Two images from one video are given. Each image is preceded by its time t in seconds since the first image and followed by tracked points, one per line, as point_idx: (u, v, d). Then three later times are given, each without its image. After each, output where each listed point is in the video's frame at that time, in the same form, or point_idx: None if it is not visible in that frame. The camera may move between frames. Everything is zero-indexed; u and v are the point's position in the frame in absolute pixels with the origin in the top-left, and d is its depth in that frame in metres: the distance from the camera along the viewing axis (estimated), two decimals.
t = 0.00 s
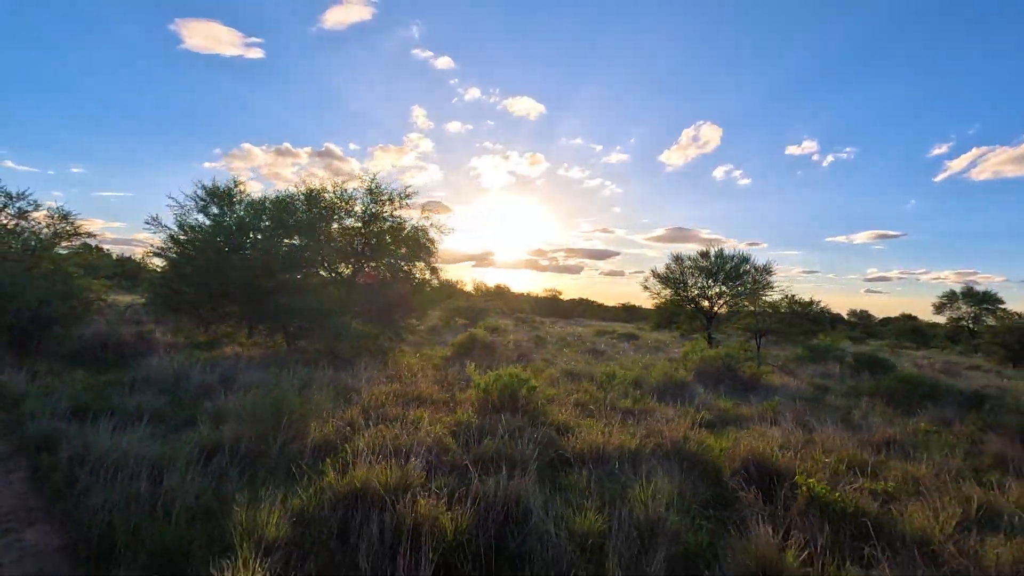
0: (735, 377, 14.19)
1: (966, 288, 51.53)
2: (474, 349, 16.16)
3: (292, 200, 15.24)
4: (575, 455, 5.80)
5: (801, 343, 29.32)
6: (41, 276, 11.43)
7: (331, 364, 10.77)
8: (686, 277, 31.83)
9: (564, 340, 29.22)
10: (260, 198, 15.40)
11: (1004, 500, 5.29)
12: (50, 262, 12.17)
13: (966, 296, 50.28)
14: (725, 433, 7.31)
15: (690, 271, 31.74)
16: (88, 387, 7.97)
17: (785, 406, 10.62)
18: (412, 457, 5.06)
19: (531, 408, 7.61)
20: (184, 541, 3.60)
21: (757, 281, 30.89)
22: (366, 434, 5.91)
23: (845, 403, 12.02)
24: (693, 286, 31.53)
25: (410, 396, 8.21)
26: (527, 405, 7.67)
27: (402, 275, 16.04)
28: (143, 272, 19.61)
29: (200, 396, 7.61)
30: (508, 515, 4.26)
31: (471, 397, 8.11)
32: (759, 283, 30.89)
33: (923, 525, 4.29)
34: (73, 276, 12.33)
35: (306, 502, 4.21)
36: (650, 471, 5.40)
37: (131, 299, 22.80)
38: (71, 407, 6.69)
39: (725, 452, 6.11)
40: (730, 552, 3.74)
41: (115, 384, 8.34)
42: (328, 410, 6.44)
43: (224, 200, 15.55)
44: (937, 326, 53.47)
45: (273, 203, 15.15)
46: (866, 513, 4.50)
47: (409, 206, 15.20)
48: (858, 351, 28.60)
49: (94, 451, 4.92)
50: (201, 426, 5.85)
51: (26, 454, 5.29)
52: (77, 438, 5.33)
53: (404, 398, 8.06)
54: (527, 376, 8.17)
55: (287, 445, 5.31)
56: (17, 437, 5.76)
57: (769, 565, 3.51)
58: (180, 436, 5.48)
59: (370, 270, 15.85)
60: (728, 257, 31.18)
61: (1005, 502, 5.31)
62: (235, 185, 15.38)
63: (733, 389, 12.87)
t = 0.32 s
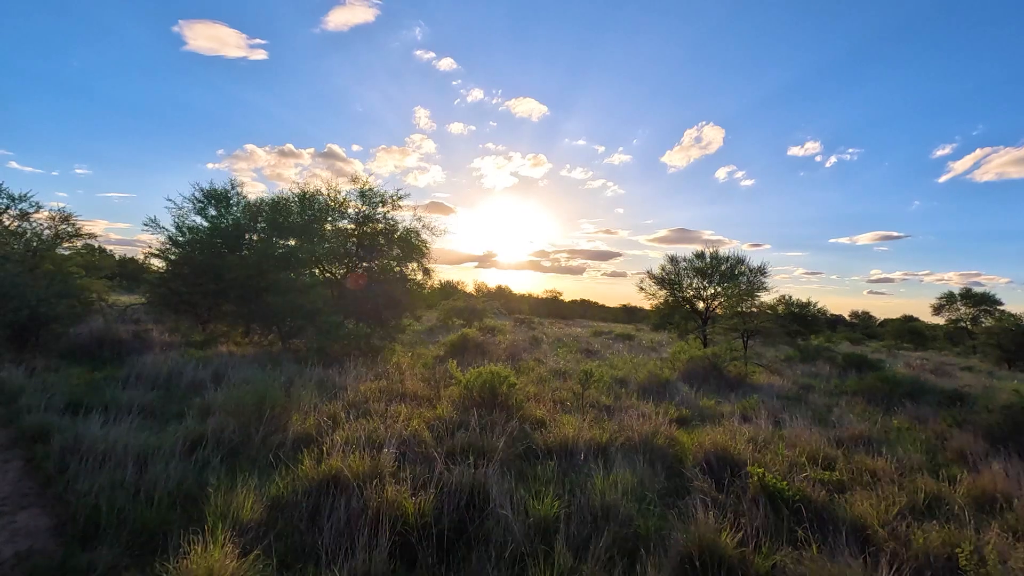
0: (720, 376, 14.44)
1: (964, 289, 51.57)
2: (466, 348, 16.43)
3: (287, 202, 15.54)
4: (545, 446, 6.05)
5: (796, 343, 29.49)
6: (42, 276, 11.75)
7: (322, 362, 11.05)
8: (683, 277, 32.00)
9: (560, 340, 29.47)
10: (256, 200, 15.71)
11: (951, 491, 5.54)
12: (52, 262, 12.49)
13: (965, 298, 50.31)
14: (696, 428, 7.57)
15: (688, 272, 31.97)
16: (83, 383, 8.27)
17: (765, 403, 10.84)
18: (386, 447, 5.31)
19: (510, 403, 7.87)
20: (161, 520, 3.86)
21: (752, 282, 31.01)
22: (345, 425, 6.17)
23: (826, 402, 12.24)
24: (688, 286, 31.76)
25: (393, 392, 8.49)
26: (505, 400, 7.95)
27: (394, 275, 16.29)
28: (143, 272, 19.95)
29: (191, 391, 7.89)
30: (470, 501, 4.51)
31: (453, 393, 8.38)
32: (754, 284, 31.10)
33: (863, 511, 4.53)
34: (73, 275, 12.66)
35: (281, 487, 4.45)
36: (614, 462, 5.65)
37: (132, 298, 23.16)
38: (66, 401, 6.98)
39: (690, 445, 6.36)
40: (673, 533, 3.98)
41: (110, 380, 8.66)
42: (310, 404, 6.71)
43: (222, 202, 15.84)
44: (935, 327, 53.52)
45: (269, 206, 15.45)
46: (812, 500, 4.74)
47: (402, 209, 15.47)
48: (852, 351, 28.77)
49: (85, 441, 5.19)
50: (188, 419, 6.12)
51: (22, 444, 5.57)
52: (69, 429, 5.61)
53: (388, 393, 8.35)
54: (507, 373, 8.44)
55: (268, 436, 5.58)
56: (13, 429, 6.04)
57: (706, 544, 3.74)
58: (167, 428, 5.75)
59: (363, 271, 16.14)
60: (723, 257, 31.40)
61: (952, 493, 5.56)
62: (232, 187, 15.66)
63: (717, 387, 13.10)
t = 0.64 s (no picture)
0: (707, 375, 14.70)
1: (962, 290, 51.59)
2: (457, 348, 16.71)
3: (283, 203, 15.76)
4: (518, 438, 6.32)
5: (790, 344, 29.67)
6: (42, 276, 12.10)
7: (312, 361, 11.34)
8: (678, 278, 32.26)
9: (555, 340, 29.76)
10: (252, 201, 16.02)
11: (903, 482, 5.78)
12: (53, 263, 12.77)
13: (963, 299, 50.36)
14: (669, 423, 7.84)
15: (683, 273, 32.20)
16: (80, 379, 8.60)
17: (744, 401, 11.09)
18: (363, 438, 5.59)
19: (490, 399, 8.16)
20: (145, 504, 4.12)
21: (746, 283, 31.24)
22: (328, 418, 6.45)
23: (808, 400, 12.47)
24: (683, 287, 32.00)
25: (379, 387, 8.78)
26: (486, 396, 8.24)
27: (388, 276, 16.57)
28: (144, 272, 20.35)
29: (184, 387, 8.21)
30: (437, 489, 4.77)
31: (436, 389, 8.65)
32: (749, 284, 31.29)
33: (809, 499, 4.79)
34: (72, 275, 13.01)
35: (260, 474, 4.72)
36: (582, 453, 5.92)
37: (134, 299, 23.55)
38: (63, 396, 7.31)
39: (659, 439, 6.62)
40: (624, 517, 4.23)
41: (107, 376, 8.99)
42: (296, 399, 7.01)
43: (219, 204, 16.17)
44: (934, 328, 53.56)
45: (265, 207, 15.70)
46: (763, 488, 5.00)
47: (394, 210, 15.70)
48: (846, 352, 28.91)
49: (79, 433, 5.49)
50: (177, 413, 6.42)
51: (19, 435, 5.89)
52: (64, 422, 5.93)
53: (373, 389, 8.64)
54: (488, 370, 8.73)
55: (253, 428, 5.87)
56: (11, 421, 6.36)
57: (652, 526, 3.99)
58: (157, 420, 6.06)
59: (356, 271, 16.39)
60: (718, 258, 31.61)
61: (904, 484, 5.81)
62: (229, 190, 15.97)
63: (702, 385, 13.36)
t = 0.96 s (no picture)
0: (693, 374, 15.00)
1: (960, 290, 51.71)
2: (450, 347, 17.01)
3: (277, 205, 15.97)
4: (493, 431, 6.62)
5: (784, 343, 29.91)
6: (43, 276, 12.47)
7: (305, 358, 11.67)
8: (673, 278, 32.53)
9: (551, 340, 30.08)
10: (248, 203, 16.37)
11: (857, 472, 6.06)
12: (55, 263, 13.10)
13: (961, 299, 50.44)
14: (643, 418, 8.15)
15: (678, 273, 32.48)
16: (77, 375, 8.94)
17: (725, 398, 11.37)
18: (342, 430, 5.88)
19: (471, 394, 8.47)
20: (131, 488, 4.42)
21: (740, 283, 31.49)
22: (311, 411, 6.75)
23: (790, 398, 12.73)
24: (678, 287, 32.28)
25: (366, 383, 9.11)
26: (467, 391, 8.56)
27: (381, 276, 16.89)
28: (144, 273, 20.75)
29: (177, 382, 8.55)
30: (408, 476, 5.06)
31: (421, 384, 8.98)
32: (744, 284, 31.53)
33: (759, 486, 5.07)
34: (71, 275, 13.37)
35: (241, 462, 5.02)
36: (552, 444, 6.21)
37: (136, 299, 23.98)
38: (60, 390, 7.64)
39: (628, 432, 6.92)
40: (580, 501, 4.51)
41: (104, 372, 9.33)
42: (282, 393, 7.32)
43: (216, 205, 16.53)
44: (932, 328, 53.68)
45: (260, 209, 15.97)
46: (717, 477, 5.28)
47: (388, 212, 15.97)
48: (840, 352, 29.12)
49: (73, 424, 5.81)
50: (167, 406, 6.73)
51: (17, 426, 6.21)
52: (60, 414, 6.25)
53: (360, 384, 8.96)
54: (472, 367, 9.05)
55: (238, 420, 6.18)
56: (9, 413, 6.69)
57: (603, 509, 4.27)
58: (148, 413, 6.38)
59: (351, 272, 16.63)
60: (712, 259, 31.86)
61: (858, 474, 6.09)
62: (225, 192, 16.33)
63: (687, 383, 13.66)
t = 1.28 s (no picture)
0: (680, 373, 15.27)
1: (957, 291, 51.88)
2: (443, 346, 17.27)
3: (273, 206, 16.30)
4: (472, 423, 6.90)
5: (779, 343, 30.11)
6: (43, 276, 12.78)
7: (297, 357, 11.96)
8: (668, 278, 32.80)
9: (547, 340, 30.35)
10: (244, 204, 16.68)
11: (817, 464, 6.33)
12: (55, 263, 13.45)
13: (959, 299, 50.43)
14: (620, 413, 8.44)
15: (673, 273, 32.74)
16: (75, 372, 9.24)
17: (706, 396, 11.65)
18: (324, 424, 6.14)
19: (455, 390, 8.78)
20: (121, 475, 4.71)
21: (734, 283, 31.76)
22: (297, 405, 7.04)
23: (773, 396, 12.97)
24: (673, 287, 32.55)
25: (354, 380, 9.41)
26: (452, 387, 8.88)
27: (375, 275, 17.19)
28: (144, 273, 21.07)
29: (171, 379, 8.85)
30: (385, 466, 5.32)
31: (407, 381, 9.29)
32: (738, 284, 31.81)
33: (716, 475, 5.34)
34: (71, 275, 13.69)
35: (227, 452, 5.30)
36: (526, 436, 6.49)
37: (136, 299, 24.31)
38: (58, 386, 7.95)
39: (603, 426, 7.20)
40: (544, 487, 4.77)
41: (100, 370, 9.64)
42: (272, 389, 7.62)
43: (213, 206, 16.84)
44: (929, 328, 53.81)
45: (257, 210, 16.29)
46: (678, 467, 5.55)
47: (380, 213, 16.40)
48: (833, 351, 29.34)
49: (69, 417, 6.11)
50: (159, 401, 7.03)
51: (15, 419, 6.52)
52: (56, 408, 6.55)
53: (348, 381, 9.26)
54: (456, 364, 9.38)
55: (226, 414, 6.46)
56: (9, 407, 7.00)
57: (563, 495, 4.54)
58: (141, 407, 6.67)
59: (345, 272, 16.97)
60: (707, 259, 32.13)
61: (818, 465, 6.36)
62: (222, 193, 16.63)
63: (673, 382, 13.93)
